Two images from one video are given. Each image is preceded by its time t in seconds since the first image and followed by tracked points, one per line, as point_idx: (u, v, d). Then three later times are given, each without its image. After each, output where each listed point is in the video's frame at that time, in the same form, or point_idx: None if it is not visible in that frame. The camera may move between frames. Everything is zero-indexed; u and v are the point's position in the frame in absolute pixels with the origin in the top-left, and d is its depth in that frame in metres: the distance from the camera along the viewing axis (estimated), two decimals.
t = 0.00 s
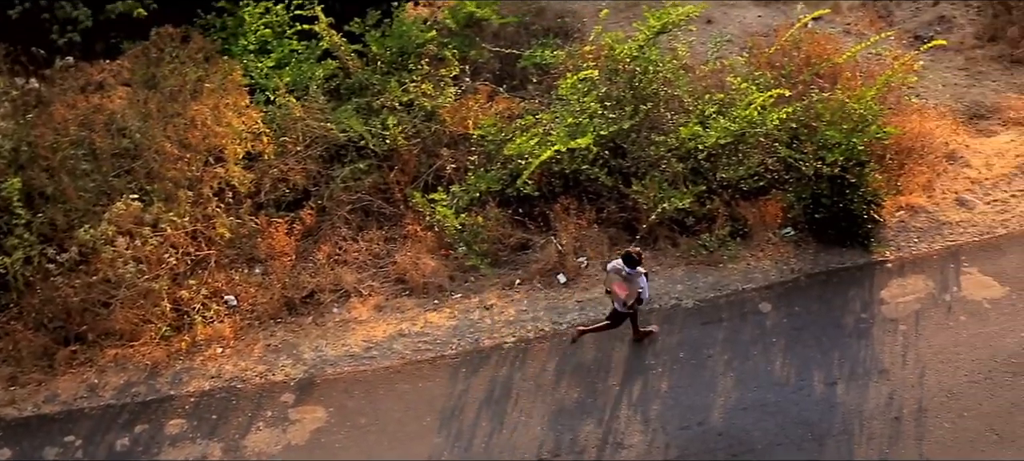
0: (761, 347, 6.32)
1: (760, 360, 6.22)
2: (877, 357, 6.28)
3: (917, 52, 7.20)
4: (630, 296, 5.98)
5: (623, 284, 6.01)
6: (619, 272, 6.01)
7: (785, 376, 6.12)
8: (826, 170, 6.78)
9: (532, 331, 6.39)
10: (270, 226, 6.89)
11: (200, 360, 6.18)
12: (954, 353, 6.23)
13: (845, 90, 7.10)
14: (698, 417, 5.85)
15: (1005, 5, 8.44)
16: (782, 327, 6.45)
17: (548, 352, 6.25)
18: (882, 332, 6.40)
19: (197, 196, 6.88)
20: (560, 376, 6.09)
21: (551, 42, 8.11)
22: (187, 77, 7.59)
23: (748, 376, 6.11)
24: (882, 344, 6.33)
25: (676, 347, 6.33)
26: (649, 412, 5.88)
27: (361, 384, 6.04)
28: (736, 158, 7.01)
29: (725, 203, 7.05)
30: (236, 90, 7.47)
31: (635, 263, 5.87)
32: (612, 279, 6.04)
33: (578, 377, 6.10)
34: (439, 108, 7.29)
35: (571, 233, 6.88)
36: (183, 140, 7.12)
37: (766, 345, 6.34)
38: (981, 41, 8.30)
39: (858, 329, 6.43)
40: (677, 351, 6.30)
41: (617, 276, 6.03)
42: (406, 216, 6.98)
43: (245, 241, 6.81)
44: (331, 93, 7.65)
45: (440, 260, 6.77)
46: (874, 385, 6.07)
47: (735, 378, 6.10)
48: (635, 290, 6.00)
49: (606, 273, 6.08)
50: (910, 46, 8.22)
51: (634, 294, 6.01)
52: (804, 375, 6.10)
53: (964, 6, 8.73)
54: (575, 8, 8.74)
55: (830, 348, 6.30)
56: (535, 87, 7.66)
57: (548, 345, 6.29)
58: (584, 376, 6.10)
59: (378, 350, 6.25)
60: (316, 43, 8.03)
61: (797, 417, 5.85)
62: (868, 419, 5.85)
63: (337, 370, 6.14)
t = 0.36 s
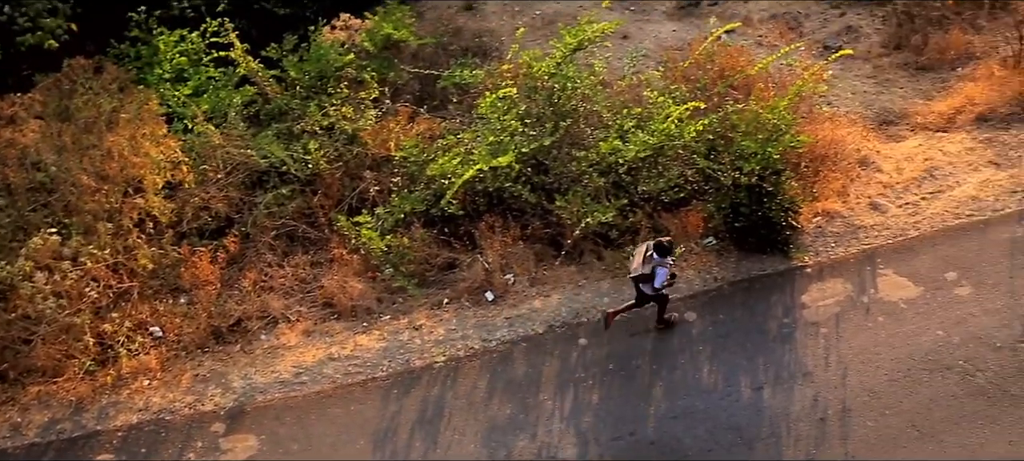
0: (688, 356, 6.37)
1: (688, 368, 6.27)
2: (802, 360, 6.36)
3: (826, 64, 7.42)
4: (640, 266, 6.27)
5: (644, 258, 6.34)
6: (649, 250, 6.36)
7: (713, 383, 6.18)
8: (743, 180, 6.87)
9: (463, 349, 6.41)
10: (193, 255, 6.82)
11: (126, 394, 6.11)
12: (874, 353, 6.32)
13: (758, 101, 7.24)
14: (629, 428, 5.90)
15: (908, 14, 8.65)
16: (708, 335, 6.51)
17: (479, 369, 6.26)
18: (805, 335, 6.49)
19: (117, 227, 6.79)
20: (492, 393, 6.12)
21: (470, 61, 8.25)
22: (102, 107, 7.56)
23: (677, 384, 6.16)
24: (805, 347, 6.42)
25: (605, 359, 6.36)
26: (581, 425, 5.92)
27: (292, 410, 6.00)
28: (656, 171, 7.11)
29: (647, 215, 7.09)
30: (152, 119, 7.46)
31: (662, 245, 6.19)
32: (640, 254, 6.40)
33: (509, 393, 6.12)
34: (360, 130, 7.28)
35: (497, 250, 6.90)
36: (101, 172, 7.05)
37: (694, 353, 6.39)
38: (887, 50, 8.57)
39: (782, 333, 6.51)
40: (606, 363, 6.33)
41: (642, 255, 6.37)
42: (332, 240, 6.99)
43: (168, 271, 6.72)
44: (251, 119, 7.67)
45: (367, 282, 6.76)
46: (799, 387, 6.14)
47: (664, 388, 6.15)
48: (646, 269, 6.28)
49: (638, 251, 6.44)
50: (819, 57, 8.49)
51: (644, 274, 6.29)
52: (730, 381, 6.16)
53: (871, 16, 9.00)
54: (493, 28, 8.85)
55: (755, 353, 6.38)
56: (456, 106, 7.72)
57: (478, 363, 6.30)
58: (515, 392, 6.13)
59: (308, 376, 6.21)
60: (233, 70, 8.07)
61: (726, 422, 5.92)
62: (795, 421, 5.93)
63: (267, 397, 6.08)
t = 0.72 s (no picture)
0: (622, 381, 6.42)
1: (622, 394, 6.33)
2: (733, 382, 6.45)
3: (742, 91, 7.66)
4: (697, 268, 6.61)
5: (686, 263, 6.67)
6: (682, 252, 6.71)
7: (648, 408, 6.24)
8: (668, 206, 7.05)
9: (397, 382, 6.38)
10: (117, 295, 6.74)
11: (51, 439, 5.97)
12: (802, 372, 6.44)
13: (677, 129, 7.42)
14: (567, 456, 5.94)
15: (818, 42, 8.94)
16: (640, 360, 6.58)
17: (414, 402, 6.25)
18: (735, 357, 6.59)
19: (37, 269, 6.68)
20: (428, 425, 6.11)
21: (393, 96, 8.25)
22: (18, 149, 7.58)
23: (613, 410, 6.21)
24: (736, 369, 6.52)
25: (540, 388, 6.38)
26: (518, 455, 5.94)
27: (225, 450, 5.93)
28: (582, 199, 7.20)
29: (575, 243, 7.20)
30: (71, 159, 7.47)
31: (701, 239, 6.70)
32: (677, 259, 6.68)
33: (445, 425, 6.12)
34: (285, 166, 7.30)
35: (427, 282, 6.95)
36: (19, 214, 7.01)
37: (628, 379, 6.45)
38: (800, 76, 8.78)
39: (713, 356, 6.61)
40: (542, 391, 6.36)
41: (680, 256, 6.69)
42: (260, 276, 6.93)
43: (93, 312, 6.64)
44: (173, 156, 7.67)
45: (297, 318, 6.71)
46: (732, 409, 6.23)
47: (600, 414, 6.19)
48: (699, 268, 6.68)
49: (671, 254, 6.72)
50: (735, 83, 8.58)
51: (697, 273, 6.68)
52: (665, 405, 6.23)
53: (783, 43, 9.21)
54: (415, 61, 8.96)
55: (687, 377, 6.46)
56: (381, 139, 7.74)
57: (414, 395, 6.29)
58: (451, 424, 6.13)
59: (240, 414, 6.12)
60: (154, 108, 8.06)
61: (662, 446, 5.99)
62: (729, 443, 6.01)
63: (198, 438, 6.00)
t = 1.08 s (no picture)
0: (563, 416, 6.42)
1: (563, 428, 6.32)
2: (673, 412, 6.47)
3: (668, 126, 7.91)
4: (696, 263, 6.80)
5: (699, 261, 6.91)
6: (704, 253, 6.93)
7: (589, 441, 6.23)
8: (600, 241, 7.12)
9: (336, 424, 6.32)
10: (43, 346, 6.61)
11: None
12: (740, 400, 6.47)
13: (606, 164, 7.58)
14: None
15: (740, 76, 9.14)
16: (580, 394, 6.59)
17: (354, 444, 6.19)
18: (674, 388, 6.63)
19: None
20: None
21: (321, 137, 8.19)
22: None
23: (554, 445, 6.20)
24: (675, 399, 6.55)
25: (481, 426, 6.35)
26: None
27: None
28: (515, 236, 7.36)
29: (510, 279, 7.29)
30: None
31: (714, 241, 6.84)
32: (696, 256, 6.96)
33: None
34: (213, 209, 7.24)
35: (362, 323, 6.93)
36: None
37: (568, 413, 6.44)
38: (724, 110, 8.94)
39: (651, 387, 6.64)
40: (483, 429, 6.33)
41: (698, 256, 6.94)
42: (192, 322, 6.86)
43: (18, 363, 6.51)
44: (97, 204, 7.53)
45: (231, 363, 6.64)
46: (672, 440, 6.23)
47: (541, 450, 6.17)
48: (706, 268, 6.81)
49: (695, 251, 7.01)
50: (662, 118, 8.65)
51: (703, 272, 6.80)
52: (606, 438, 6.23)
53: (708, 78, 9.33)
54: (343, 102, 8.98)
55: (627, 409, 6.47)
56: (311, 182, 7.64)
57: (353, 437, 6.23)
58: None
59: None
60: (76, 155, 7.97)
61: None
62: None
63: None
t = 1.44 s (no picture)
0: (508, 456, 6.37)
1: None
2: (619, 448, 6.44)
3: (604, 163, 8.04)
4: (744, 275, 7.00)
5: (732, 266, 7.09)
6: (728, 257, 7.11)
7: None
8: (541, 279, 7.16)
9: None
10: None
11: None
12: (684, 432, 6.46)
13: (544, 203, 7.68)
14: None
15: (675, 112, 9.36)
16: (524, 433, 6.54)
17: None
18: (619, 423, 6.59)
19: None
20: None
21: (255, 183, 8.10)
22: None
23: None
24: (620, 435, 6.51)
25: None
26: None
27: None
28: (455, 276, 7.36)
29: (452, 321, 7.24)
30: None
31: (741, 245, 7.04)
32: (724, 264, 7.11)
33: None
34: (147, 260, 7.20)
35: (303, 370, 6.82)
36: None
37: (513, 453, 6.40)
38: (661, 145, 9.02)
39: (597, 423, 6.60)
40: None
41: (727, 263, 7.09)
42: (127, 375, 6.68)
43: None
44: (25, 257, 7.36)
45: (168, 415, 6.44)
46: None
47: None
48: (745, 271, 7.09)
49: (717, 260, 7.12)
50: (598, 155, 8.70)
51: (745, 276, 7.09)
52: None
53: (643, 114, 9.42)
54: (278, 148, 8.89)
55: (572, 446, 6.43)
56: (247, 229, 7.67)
57: None
58: None
59: None
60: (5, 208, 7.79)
61: None
62: None
63: None
